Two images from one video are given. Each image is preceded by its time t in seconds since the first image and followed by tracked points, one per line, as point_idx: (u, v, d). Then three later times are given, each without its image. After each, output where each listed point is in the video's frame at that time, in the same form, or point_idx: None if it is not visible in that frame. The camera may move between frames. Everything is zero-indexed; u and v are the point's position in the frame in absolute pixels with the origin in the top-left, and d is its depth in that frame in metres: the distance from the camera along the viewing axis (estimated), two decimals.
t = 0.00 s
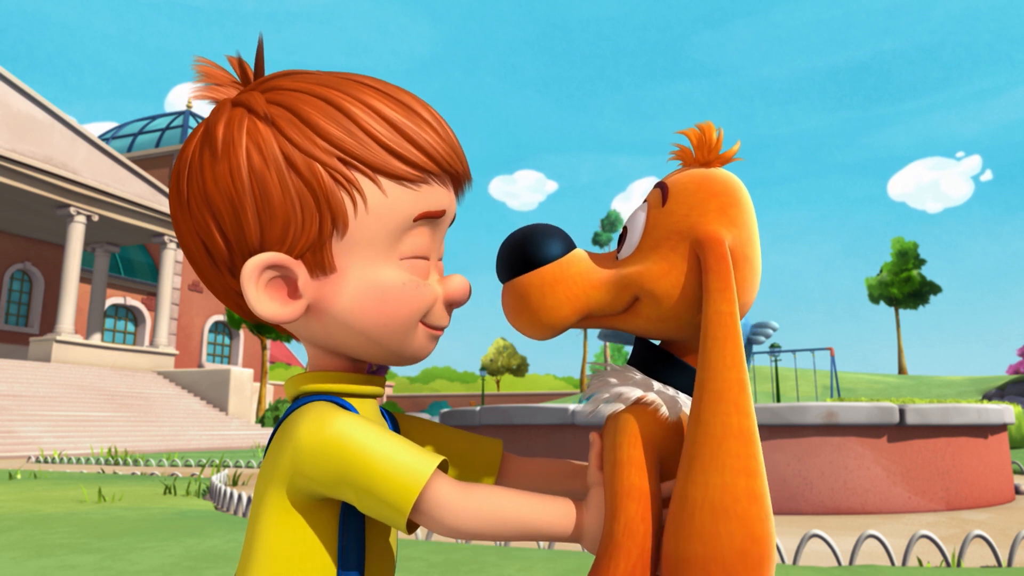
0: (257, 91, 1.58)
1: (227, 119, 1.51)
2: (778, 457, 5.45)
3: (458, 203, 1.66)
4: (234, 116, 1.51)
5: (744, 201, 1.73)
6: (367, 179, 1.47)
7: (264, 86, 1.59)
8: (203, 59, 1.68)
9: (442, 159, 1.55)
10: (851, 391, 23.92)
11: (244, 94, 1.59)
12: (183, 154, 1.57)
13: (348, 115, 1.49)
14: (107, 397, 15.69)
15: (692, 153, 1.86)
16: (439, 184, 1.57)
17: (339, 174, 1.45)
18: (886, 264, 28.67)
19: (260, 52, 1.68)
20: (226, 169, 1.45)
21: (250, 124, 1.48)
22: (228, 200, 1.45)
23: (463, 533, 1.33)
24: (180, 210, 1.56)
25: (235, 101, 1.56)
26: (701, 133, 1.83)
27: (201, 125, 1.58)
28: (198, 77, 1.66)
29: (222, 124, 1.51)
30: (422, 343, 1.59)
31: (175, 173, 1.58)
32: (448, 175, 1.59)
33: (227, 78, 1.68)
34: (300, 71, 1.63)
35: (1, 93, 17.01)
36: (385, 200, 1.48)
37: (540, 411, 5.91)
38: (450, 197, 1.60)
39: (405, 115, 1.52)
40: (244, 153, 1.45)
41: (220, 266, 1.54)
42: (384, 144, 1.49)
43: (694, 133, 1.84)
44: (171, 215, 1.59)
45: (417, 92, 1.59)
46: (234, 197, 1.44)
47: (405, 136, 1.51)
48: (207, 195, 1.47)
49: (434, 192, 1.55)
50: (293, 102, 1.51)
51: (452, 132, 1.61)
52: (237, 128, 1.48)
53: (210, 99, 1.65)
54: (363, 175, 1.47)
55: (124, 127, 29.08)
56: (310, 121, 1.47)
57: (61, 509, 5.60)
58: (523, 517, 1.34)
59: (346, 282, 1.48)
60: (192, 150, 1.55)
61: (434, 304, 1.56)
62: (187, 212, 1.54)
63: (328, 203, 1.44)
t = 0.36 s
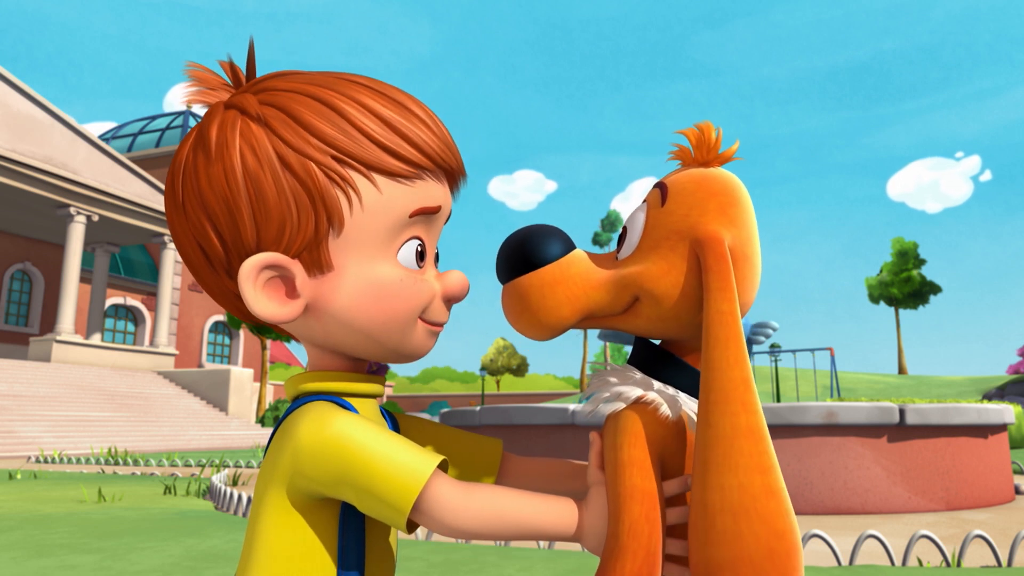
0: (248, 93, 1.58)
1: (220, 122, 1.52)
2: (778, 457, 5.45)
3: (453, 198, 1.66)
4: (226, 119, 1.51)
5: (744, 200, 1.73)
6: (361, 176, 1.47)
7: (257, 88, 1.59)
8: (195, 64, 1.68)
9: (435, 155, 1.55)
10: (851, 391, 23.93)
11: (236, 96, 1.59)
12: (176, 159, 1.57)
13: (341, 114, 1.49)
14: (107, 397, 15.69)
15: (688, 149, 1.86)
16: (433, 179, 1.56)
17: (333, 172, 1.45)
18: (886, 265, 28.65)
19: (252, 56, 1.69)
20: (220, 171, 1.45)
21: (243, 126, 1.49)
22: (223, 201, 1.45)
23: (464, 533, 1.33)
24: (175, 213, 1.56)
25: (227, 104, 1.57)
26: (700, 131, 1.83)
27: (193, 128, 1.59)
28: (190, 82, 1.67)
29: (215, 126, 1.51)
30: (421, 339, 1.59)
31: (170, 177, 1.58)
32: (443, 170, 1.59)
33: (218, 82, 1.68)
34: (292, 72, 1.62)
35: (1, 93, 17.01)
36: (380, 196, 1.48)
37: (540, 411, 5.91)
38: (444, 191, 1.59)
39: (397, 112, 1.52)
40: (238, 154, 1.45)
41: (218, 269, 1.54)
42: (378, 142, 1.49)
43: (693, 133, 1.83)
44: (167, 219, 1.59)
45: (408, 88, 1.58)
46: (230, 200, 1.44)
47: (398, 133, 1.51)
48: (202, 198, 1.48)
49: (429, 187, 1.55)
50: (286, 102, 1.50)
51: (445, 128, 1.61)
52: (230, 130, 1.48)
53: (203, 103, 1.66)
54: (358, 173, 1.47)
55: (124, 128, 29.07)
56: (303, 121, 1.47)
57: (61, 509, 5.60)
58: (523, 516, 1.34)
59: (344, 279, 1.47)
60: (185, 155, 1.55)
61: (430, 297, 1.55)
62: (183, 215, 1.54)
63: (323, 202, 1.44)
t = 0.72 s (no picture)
0: (250, 93, 1.58)
1: (221, 121, 1.52)
2: (778, 457, 5.45)
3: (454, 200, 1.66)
4: (228, 119, 1.51)
5: (708, 195, 1.74)
6: (363, 177, 1.47)
7: (258, 88, 1.59)
8: (198, 64, 1.69)
9: (436, 156, 1.55)
10: (851, 391, 23.95)
11: (237, 95, 1.59)
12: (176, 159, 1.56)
13: (342, 115, 1.48)
14: (107, 397, 15.69)
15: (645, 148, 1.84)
16: (434, 181, 1.56)
17: (335, 173, 1.45)
18: (886, 265, 28.65)
19: (253, 55, 1.69)
20: (222, 171, 1.45)
21: (245, 126, 1.48)
22: (225, 201, 1.45)
23: (463, 534, 1.33)
24: (176, 213, 1.56)
25: (229, 103, 1.57)
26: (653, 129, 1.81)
27: (194, 128, 1.59)
28: (192, 81, 1.67)
29: (217, 126, 1.51)
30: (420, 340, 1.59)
31: (172, 175, 1.57)
32: (444, 171, 1.59)
33: (221, 81, 1.68)
34: (293, 72, 1.62)
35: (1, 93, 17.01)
36: (381, 198, 1.48)
37: (540, 411, 5.91)
38: (446, 194, 1.60)
39: (398, 113, 1.52)
40: (239, 155, 1.45)
41: (218, 269, 1.54)
42: (379, 143, 1.49)
43: (646, 130, 1.81)
44: (168, 218, 1.59)
45: (410, 89, 1.58)
46: (231, 200, 1.44)
47: (399, 134, 1.51)
48: (204, 199, 1.48)
49: (430, 188, 1.55)
50: (287, 102, 1.50)
51: (446, 129, 1.61)
52: (232, 130, 1.48)
53: (205, 103, 1.66)
54: (359, 174, 1.47)
55: (124, 127, 29.06)
56: (305, 121, 1.47)
57: (60, 509, 5.60)
58: (524, 516, 1.34)
59: (345, 281, 1.48)
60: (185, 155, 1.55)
61: (431, 297, 1.55)
62: (184, 215, 1.54)
63: (325, 203, 1.44)
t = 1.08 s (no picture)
0: (230, 98, 1.58)
1: (201, 129, 1.52)
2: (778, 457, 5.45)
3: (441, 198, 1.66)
4: (209, 126, 1.51)
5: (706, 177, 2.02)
6: (347, 182, 1.47)
7: (238, 93, 1.59)
8: (174, 66, 1.69)
9: (421, 157, 1.55)
10: (851, 391, 23.96)
11: (218, 101, 1.59)
12: (161, 168, 1.56)
13: (324, 119, 1.48)
14: (107, 397, 15.69)
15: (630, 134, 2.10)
16: (421, 181, 1.57)
17: (317, 178, 1.45)
18: (886, 265, 28.64)
19: (230, 55, 1.68)
20: (206, 179, 1.45)
21: (225, 133, 1.48)
22: (208, 210, 1.45)
23: (457, 530, 1.32)
24: (161, 221, 1.56)
25: (209, 110, 1.57)
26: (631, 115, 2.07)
27: (177, 134, 1.59)
28: (170, 83, 1.68)
29: (197, 133, 1.52)
30: (411, 341, 1.59)
31: (153, 184, 1.58)
32: (430, 171, 1.59)
33: (198, 83, 1.68)
34: (272, 75, 1.62)
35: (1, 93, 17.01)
36: (365, 201, 1.48)
37: (540, 411, 5.91)
38: (432, 193, 1.60)
39: (381, 115, 1.52)
40: (222, 162, 1.45)
41: (206, 277, 1.53)
42: (361, 146, 1.49)
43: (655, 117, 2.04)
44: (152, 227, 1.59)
45: (392, 90, 1.59)
46: (214, 208, 1.44)
47: (382, 136, 1.51)
48: (188, 209, 1.47)
49: (415, 188, 1.55)
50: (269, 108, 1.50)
51: (430, 128, 1.61)
52: (214, 136, 1.48)
53: (185, 106, 1.66)
54: (342, 178, 1.47)
55: (124, 127, 29.05)
56: (287, 126, 1.47)
57: (61, 509, 5.60)
58: (513, 511, 1.33)
59: (332, 287, 1.48)
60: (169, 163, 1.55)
61: (420, 297, 1.55)
62: (168, 224, 1.54)
63: (308, 208, 1.44)
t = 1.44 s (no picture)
0: (185, 111, 1.56)
1: (160, 144, 1.51)
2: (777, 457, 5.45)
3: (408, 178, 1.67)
4: (167, 141, 1.50)
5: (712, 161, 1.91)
6: (311, 172, 1.47)
7: (191, 104, 1.57)
8: (127, 98, 1.71)
9: (384, 140, 1.55)
10: (851, 391, 23.96)
11: (173, 116, 1.58)
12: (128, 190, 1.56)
13: (281, 115, 1.48)
14: (107, 397, 15.68)
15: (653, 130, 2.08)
16: (386, 160, 1.57)
17: (282, 175, 1.45)
18: (886, 264, 28.62)
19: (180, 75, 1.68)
20: (174, 192, 1.44)
21: (185, 144, 1.48)
22: (180, 223, 1.44)
23: (457, 523, 1.32)
24: (136, 241, 1.55)
25: (166, 126, 1.55)
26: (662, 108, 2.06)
27: (138, 156, 1.58)
28: (126, 111, 1.72)
29: (157, 149, 1.51)
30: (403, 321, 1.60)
31: (123, 206, 1.57)
32: (394, 152, 1.59)
33: (153, 107, 1.70)
34: (221, 83, 1.61)
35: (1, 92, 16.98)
36: (333, 188, 1.49)
37: (540, 411, 5.92)
38: (399, 169, 1.60)
39: (337, 104, 1.53)
40: (186, 174, 1.44)
41: (189, 291, 1.53)
42: (322, 136, 1.49)
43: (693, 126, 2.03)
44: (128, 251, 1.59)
45: (345, 80, 1.60)
46: (185, 219, 1.44)
47: (341, 124, 1.52)
48: (160, 225, 1.47)
49: (383, 167, 1.55)
50: (223, 114, 1.49)
51: (386, 112, 1.62)
52: (172, 150, 1.48)
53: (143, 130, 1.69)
54: (307, 169, 1.47)
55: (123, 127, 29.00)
56: (243, 128, 1.46)
57: (61, 509, 5.60)
58: (512, 503, 1.34)
59: (314, 280, 1.48)
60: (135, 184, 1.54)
61: (405, 278, 1.55)
62: (143, 242, 1.53)
63: (278, 204, 1.44)
